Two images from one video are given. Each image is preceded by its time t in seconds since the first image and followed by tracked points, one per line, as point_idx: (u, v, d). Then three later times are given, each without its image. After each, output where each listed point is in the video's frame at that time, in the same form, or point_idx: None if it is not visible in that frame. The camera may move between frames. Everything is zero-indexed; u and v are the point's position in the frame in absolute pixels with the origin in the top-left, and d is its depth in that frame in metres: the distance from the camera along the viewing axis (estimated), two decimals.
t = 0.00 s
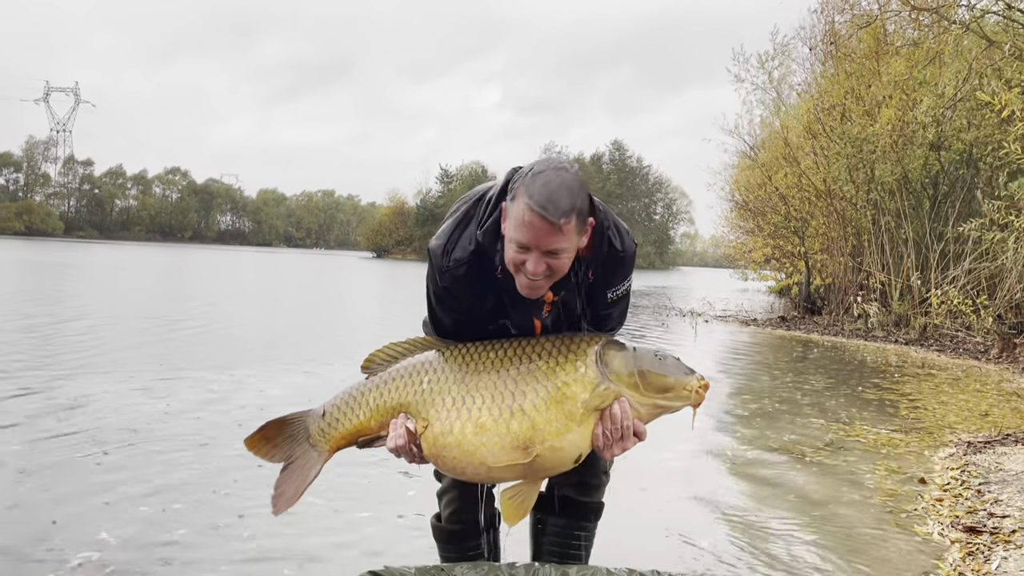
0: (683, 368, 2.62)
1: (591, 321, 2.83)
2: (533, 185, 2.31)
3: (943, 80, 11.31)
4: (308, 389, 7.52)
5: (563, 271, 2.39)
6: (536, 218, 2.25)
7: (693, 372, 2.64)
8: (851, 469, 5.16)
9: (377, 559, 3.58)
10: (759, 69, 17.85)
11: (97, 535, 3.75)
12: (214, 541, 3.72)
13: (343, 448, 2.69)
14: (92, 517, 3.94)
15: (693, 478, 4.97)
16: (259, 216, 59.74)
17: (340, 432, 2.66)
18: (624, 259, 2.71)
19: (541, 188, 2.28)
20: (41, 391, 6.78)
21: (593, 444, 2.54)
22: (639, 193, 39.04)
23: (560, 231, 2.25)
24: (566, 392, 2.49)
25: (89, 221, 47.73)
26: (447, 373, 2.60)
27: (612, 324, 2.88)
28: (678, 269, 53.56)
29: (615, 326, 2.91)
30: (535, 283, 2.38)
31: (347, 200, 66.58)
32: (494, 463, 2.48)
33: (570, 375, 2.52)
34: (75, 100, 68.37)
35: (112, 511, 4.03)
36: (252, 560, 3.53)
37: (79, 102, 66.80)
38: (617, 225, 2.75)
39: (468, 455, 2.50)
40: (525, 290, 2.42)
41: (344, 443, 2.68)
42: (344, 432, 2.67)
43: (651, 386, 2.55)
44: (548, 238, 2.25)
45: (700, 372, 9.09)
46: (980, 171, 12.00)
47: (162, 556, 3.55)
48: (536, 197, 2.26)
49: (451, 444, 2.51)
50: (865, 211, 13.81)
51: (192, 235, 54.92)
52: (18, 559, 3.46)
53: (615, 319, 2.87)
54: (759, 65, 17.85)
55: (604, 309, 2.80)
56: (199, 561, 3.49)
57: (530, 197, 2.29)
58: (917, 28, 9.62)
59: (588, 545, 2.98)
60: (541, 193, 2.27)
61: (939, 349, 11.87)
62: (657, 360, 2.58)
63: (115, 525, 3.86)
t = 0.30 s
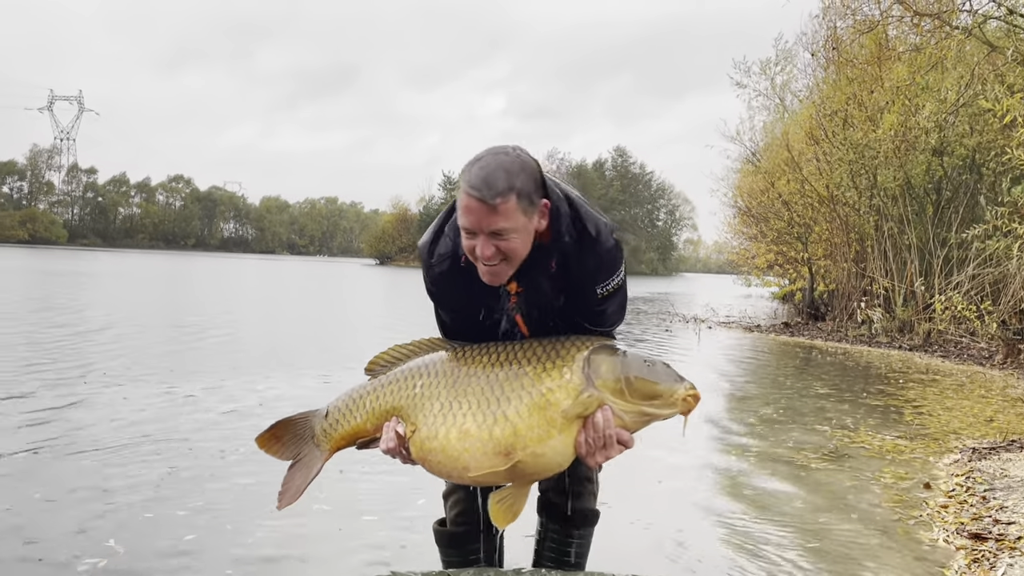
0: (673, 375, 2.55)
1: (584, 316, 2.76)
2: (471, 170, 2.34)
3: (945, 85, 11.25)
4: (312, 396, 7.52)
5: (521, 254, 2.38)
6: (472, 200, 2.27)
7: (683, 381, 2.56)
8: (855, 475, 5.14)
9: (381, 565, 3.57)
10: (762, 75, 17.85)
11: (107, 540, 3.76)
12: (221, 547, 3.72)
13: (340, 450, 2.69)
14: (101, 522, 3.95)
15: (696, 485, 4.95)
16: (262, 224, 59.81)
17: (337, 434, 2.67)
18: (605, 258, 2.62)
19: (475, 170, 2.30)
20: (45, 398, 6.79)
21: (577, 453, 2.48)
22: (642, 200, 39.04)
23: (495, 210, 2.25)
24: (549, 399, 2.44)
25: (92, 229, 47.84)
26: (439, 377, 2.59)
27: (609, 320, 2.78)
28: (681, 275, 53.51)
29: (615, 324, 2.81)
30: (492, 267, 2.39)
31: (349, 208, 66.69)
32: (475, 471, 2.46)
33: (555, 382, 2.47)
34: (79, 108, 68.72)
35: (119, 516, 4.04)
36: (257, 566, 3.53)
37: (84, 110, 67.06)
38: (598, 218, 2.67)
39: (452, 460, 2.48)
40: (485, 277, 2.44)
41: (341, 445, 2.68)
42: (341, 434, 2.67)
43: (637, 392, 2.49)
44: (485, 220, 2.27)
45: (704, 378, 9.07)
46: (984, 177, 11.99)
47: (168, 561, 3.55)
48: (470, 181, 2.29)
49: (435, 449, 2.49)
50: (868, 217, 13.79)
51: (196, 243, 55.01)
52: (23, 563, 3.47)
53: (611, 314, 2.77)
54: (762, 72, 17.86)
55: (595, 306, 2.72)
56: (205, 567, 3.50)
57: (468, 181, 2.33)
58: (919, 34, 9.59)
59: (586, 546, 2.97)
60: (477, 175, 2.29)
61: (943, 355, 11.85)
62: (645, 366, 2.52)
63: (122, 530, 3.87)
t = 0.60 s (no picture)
0: (620, 378, 2.41)
1: (576, 311, 2.63)
2: (435, 162, 2.46)
3: (947, 89, 11.17)
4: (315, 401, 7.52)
5: (486, 242, 2.44)
6: (429, 191, 2.39)
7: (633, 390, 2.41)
8: (861, 480, 5.12)
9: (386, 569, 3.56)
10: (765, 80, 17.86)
11: (116, 545, 3.76)
12: (228, 552, 3.72)
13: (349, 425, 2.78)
14: (110, 528, 3.95)
15: (700, 490, 4.93)
16: (265, 230, 59.90)
17: (346, 408, 2.76)
18: (581, 246, 2.50)
19: (432, 163, 2.41)
20: (49, 405, 6.80)
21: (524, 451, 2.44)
22: (645, 205, 39.04)
23: (445, 200, 2.35)
24: (499, 394, 2.42)
25: (96, 236, 47.95)
26: (424, 365, 2.61)
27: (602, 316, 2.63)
28: (683, 280, 53.45)
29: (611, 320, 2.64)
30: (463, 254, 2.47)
31: (352, 214, 66.80)
32: (432, 457, 2.49)
33: (510, 377, 2.44)
34: (83, 115, 69.00)
35: (126, 522, 4.04)
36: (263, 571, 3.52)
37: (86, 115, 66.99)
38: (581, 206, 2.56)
39: (416, 444, 2.51)
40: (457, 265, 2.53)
41: (348, 420, 2.77)
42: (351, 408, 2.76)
43: (578, 396, 2.38)
44: (439, 209, 2.37)
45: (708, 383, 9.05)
46: (987, 180, 11.98)
47: (175, 566, 3.55)
48: (427, 172, 2.41)
49: (404, 431, 2.53)
50: (872, 221, 13.78)
51: (199, 249, 55.09)
52: (33, 567, 3.49)
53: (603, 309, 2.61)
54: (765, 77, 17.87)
55: (582, 300, 2.59)
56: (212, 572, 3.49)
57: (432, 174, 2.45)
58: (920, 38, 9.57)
59: (593, 560, 2.89)
60: (435, 169, 2.41)
61: (948, 359, 11.82)
62: (591, 370, 2.41)
63: (130, 536, 3.87)
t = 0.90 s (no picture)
0: (536, 369, 2.45)
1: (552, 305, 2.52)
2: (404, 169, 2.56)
3: (949, 92, 11.09)
4: (321, 404, 7.54)
5: (448, 241, 2.47)
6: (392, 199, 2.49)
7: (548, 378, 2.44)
8: (867, 483, 5.11)
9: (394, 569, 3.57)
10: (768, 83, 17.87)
11: (128, 548, 3.76)
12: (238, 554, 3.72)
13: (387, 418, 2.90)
14: (120, 531, 3.95)
15: (706, 493, 4.93)
16: (268, 234, 60.06)
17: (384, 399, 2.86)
18: (536, 240, 2.41)
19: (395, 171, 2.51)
20: (56, 409, 6.82)
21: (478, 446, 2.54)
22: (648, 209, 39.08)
23: (400, 206, 2.43)
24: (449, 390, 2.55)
25: (100, 240, 48.16)
26: (419, 367, 2.77)
27: (576, 310, 2.47)
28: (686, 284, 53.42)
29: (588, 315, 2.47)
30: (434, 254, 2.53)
31: (356, 218, 66.94)
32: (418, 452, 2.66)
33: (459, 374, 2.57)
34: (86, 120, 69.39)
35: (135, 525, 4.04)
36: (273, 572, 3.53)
37: (90, 121, 67.24)
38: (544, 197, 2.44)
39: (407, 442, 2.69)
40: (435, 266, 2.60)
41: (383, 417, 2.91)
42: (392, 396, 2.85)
43: (499, 388, 2.45)
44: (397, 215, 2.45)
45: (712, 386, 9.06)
46: (991, 183, 11.98)
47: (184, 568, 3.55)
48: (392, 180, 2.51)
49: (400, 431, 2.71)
50: (875, 223, 13.79)
51: (203, 254, 55.26)
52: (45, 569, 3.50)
53: (573, 304, 2.46)
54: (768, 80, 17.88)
55: (552, 293, 2.47)
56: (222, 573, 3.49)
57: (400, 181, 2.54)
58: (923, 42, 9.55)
59: (599, 567, 2.79)
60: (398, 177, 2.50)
61: (952, 361, 11.82)
62: (510, 362, 2.48)
63: (140, 539, 3.87)
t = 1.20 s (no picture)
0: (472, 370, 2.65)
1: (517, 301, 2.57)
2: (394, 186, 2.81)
3: (952, 92, 11.07)
4: (326, 406, 7.56)
5: (423, 251, 2.70)
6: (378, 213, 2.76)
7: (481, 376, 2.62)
8: (871, 484, 5.11)
9: (400, 567, 3.59)
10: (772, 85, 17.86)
11: (136, 548, 3.78)
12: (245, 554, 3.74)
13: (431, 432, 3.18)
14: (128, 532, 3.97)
15: (710, 494, 4.94)
16: (271, 236, 60.16)
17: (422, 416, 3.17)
18: (490, 239, 2.49)
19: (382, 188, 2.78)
20: (62, 412, 6.85)
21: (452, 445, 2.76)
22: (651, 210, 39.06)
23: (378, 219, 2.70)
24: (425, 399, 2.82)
25: (103, 243, 48.32)
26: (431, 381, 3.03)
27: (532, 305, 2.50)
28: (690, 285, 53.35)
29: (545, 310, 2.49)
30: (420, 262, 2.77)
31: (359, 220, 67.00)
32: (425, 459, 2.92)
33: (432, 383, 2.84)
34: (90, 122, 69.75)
35: (143, 526, 4.06)
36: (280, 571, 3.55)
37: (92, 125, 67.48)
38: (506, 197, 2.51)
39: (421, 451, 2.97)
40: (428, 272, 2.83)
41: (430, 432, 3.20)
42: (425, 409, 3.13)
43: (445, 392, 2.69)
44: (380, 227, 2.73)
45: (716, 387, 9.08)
46: (994, 184, 11.95)
47: (191, 568, 3.57)
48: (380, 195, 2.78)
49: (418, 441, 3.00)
50: (879, 224, 13.78)
51: (206, 256, 55.40)
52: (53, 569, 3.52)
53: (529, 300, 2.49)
54: (772, 81, 17.87)
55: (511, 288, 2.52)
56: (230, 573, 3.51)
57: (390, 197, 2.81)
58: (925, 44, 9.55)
59: (597, 565, 2.76)
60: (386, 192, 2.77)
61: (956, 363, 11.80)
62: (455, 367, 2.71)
63: (148, 540, 3.89)
